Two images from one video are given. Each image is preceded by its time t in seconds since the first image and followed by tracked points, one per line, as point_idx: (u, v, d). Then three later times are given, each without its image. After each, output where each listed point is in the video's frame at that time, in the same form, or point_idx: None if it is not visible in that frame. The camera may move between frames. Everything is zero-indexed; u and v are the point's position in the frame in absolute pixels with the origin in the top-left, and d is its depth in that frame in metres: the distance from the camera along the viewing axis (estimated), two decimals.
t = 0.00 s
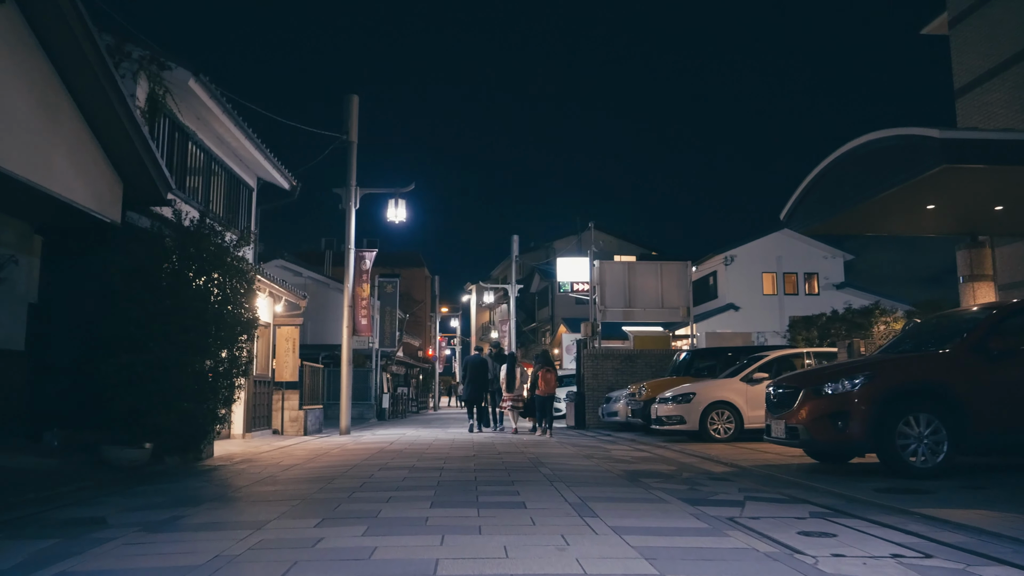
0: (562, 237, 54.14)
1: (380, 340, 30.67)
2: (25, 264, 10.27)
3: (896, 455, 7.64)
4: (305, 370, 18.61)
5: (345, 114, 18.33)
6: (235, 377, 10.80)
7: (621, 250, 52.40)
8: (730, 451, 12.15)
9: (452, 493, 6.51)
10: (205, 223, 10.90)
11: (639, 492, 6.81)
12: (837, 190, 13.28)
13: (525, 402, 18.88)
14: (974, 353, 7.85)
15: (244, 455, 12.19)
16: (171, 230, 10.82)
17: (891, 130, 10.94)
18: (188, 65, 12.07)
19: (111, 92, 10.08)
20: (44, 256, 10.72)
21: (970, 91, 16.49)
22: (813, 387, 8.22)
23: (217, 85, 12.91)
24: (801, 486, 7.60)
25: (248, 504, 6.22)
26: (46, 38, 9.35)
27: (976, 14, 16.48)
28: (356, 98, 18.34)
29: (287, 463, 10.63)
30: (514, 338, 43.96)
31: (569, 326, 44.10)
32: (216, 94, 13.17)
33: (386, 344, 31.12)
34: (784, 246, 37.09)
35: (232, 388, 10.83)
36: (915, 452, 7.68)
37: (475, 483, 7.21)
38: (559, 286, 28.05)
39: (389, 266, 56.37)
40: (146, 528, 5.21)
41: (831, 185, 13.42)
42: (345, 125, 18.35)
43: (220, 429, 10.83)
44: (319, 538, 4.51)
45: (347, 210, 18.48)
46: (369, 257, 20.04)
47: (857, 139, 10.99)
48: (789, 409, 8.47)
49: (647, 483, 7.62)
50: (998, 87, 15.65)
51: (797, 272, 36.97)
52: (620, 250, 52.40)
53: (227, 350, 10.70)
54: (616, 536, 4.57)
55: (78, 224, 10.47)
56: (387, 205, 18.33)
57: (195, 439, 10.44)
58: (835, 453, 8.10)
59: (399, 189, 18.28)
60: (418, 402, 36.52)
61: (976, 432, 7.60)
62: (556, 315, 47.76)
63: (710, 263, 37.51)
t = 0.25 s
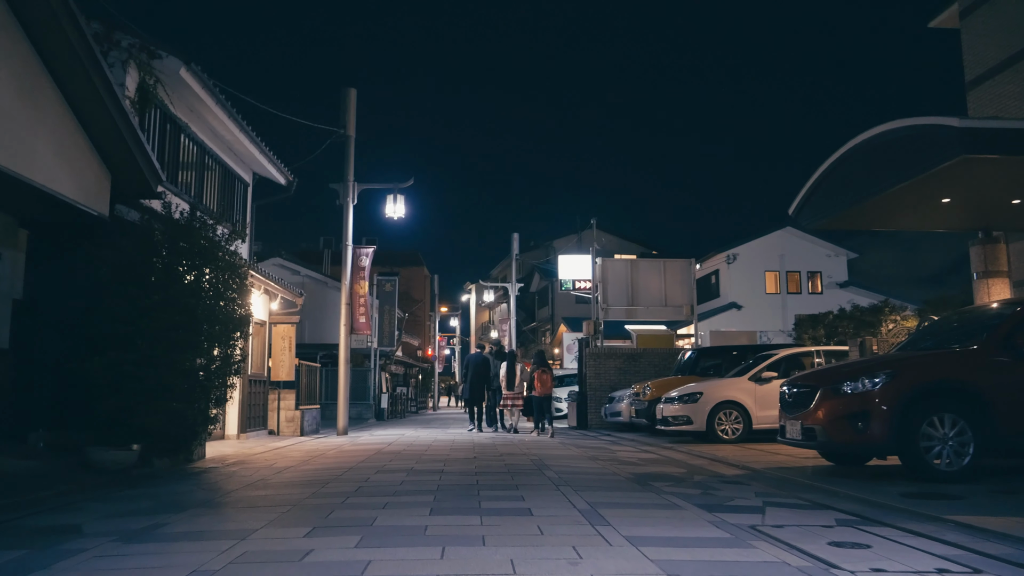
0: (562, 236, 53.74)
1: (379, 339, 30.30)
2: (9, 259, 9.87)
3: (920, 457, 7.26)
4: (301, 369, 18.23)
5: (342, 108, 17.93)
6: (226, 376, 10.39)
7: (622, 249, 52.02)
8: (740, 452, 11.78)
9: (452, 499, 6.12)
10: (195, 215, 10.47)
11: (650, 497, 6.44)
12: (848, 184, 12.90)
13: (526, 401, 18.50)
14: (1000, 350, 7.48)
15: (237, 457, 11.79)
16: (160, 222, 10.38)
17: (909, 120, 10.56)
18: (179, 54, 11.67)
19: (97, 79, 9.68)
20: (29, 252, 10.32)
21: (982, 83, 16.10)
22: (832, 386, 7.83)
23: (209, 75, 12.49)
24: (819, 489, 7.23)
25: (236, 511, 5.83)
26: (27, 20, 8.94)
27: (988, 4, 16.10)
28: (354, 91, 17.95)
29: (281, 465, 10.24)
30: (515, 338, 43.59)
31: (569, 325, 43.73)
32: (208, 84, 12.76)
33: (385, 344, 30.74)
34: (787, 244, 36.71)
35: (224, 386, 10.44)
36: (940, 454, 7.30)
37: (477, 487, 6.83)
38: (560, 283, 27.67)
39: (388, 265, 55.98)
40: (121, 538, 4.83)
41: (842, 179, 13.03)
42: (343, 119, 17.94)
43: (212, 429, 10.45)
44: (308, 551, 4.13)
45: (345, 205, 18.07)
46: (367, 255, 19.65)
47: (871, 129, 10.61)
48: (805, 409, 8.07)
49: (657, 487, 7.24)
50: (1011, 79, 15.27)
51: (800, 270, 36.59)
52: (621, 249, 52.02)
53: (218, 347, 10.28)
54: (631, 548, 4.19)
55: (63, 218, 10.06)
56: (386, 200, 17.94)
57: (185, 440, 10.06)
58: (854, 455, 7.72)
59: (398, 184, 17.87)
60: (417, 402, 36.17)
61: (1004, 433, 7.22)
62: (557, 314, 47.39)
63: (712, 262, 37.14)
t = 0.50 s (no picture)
0: (563, 235, 53.43)
1: (378, 339, 29.99)
2: None
3: (943, 461, 6.93)
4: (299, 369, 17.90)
5: (341, 103, 17.61)
6: (221, 375, 10.01)
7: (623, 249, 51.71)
8: (748, 454, 11.46)
9: (453, 505, 5.77)
10: (188, 209, 10.07)
11: (661, 502, 6.11)
12: (859, 178, 12.62)
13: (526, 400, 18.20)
14: None
15: (233, 458, 11.46)
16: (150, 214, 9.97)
17: (926, 111, 10.29)
18: (172, 43, 11.32)
19: (85, 67, 9.33)
20: (16, 247, 9.95)
21: (994, 77, 15.80)
22: (849, 386, 7.50)
23: (202, 65, 12.14)
24: (837, 494, 6.92)
25: (223, 519, 5.48)
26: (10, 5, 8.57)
27: None
28: (353, 86, 17.62)
29: (276, 467, 9.87)
30: (516, 338, 43.30)
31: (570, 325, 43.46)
32: (202, 74, 12.40)
33: (385, 344, 30.43)
34: (791, 243, 36.39)
35: (217, 386, 10.03)
36: (964, 457, 6.97)
37: (479, 492, 6.48)
38: (563, 283, 27.35)
39: (388, 264, 55.68)
40: (99, 547, 4.52)
41: (854, 173, 12.75)
42: (342, 113, 17.62)
43: (204, 430, 10.04)
44: (298, 566, 3.80)
45: (343, 201, 17.74)
46: (366, 252, 19.25)
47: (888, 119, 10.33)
48: (821, 410, 7.74)
49: (667, 492, 6.91)
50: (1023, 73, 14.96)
51: (804, 270, 36.28)
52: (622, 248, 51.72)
53: (211, 345, 9.87)
54: (648, 563, 3.87)
55: (51, 212, 9.69)
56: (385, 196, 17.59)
57: (176, 440, 9.65)
58: (873, 458, 7.40)
59: (397, 181, 17.53)
60: (417, 403, 35.88)
61: None
62: (558, 313, 47.10)
63: (714, 261, 36.84)
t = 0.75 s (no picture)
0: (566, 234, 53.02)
1: (379, 337, 29.62)
2: None
3: (976, 464, 6.53)
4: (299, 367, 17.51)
5: (341, 96, 17.22)
6: (215, 373, 9.60)
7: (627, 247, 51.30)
8: (761, 456, 11.07)
9: (456, 513, 5.35)
10: (180, 201, 9.66)
11: (679, 509, 5.70)
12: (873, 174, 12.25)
13: (526, 401, 17.98)
14: None
15: (229, 459, 11.05)
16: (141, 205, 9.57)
17: (947, 99, 9.89)
18: (164, 29, 10.93)
19: (73, 52, 8.92)
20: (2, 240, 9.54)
21: (1010, 68, 15.39)
22: (875, 385, 7.09)
23: (196, 53, 11.74)
24: (865, 501, 6.52)
25: (209, 528, 5.07)
26: None
27: None
28: (353, 79, 17.24)
29: (272, 469, 9.46)
30: (519, 337, 42.90)
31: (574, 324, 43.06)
32: (196, 62, 12.01)
33: (386, 342, 30.05)
34: (797, 241, 35.96)
35: (210, 384, 9.61)
36: (999, 461, 6.57)
37: (484, 497, 6.07)
38: (567, 280, 26.95)
39: (390, 263, 55.30)
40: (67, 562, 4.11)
41: (867, 168, 12.39)
42: (341, 106, 17.23)
43: (198, 430, 9.63)
44: None
45: (343, 197, 17.36)
46: (366, 248, 18.78)
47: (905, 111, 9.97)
48: (844, 411, 7.34)
49: (683, 497, 6.51)
50: None
51: (810, 268, 35.85)
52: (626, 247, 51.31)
53: (204, 342, 9.45)
54: None
55: (37, 203, 9.28)
56: (386, 191, 17.21)
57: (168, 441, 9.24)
58: (900, 462, 7.00)
59: (398, 175, 17.17)
60: (419, 402, 35.51)
61: None
62: (561, 312, 46.73)
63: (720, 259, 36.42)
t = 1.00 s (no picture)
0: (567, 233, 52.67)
1: (379, 336, 29.27)
2: None
3: (1007, 466, 6.18)
4: (296, 367, 17.14)
5: (339, 90, 16.88)
6: (207, 373, 9.21)
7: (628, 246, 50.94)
8: (772, 456, 10.71)
9: (459, 521, 4.97)
10: (170, 193, 9.28)
11: (696, 516, 5.35)
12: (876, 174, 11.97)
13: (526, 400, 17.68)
14: None
15: (223, 461, 10.67)
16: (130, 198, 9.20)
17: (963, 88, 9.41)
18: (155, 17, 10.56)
19: (58, 39, 8.52)
20: None
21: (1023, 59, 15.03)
22: (899, 383, 6.74)
23: (188, 42, 11.37)
24: (891, 506, 6.18)
25: (191, 539, 4.68)
26: None
27: None
28: (352, 72, 16.89)
29: (267, 472, 9.08)
30: (520, 336, 42.56)
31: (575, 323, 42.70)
32: (188, 52, 11.63)
33: (386, 342, 29.68)
34: (801, 239, 35.61)
35: (201, 384, 9.24)
36: None
37: (488, 504, 5.70)
38: (569, 278, 26.58)
39: (390, 262, 54.96)
40: None
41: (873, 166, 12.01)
42: (339, 100, 16.89)
43: (189, 431, 9.27)
44: None
45: (341, 192, 17.00)
46: (364, 244, 18.34)
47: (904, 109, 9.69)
48: (865, 410, 6.99)
49: (699, 502, 6.15)
50: None
51: (814, 266, 35.50)
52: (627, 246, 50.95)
53: (195, 340, 9.07)
54: None
55: (21, 195, 8.90)
56: (386, 187, 16.86)
57: (156, 443, 8.88)
58: (925, 464, 6.65)
59: (398, 170, 16.81)
60: (419, 401, 35.17)
61: None
62: (562, 311, 46.37)
63: (723, 257, 36.07)
